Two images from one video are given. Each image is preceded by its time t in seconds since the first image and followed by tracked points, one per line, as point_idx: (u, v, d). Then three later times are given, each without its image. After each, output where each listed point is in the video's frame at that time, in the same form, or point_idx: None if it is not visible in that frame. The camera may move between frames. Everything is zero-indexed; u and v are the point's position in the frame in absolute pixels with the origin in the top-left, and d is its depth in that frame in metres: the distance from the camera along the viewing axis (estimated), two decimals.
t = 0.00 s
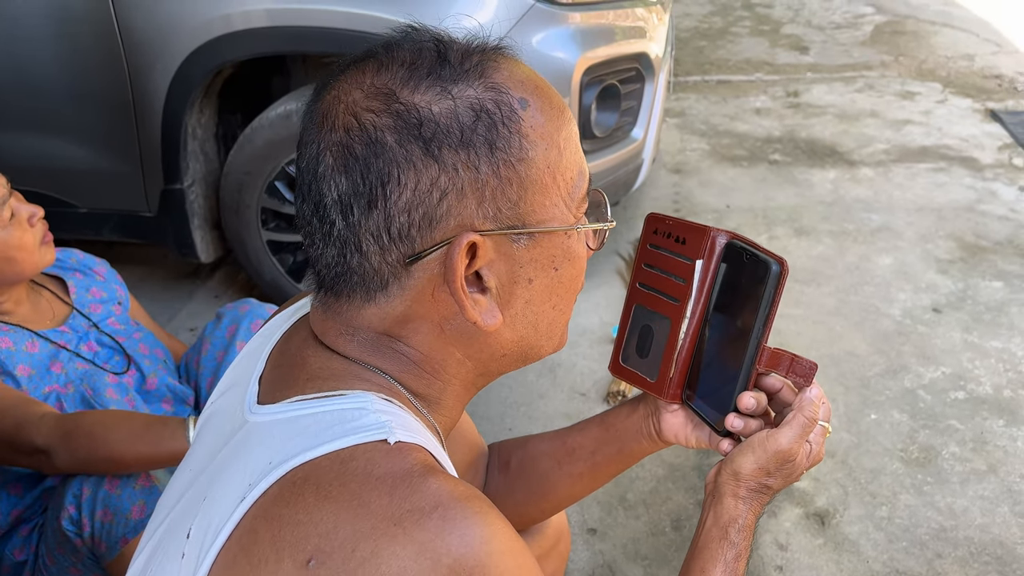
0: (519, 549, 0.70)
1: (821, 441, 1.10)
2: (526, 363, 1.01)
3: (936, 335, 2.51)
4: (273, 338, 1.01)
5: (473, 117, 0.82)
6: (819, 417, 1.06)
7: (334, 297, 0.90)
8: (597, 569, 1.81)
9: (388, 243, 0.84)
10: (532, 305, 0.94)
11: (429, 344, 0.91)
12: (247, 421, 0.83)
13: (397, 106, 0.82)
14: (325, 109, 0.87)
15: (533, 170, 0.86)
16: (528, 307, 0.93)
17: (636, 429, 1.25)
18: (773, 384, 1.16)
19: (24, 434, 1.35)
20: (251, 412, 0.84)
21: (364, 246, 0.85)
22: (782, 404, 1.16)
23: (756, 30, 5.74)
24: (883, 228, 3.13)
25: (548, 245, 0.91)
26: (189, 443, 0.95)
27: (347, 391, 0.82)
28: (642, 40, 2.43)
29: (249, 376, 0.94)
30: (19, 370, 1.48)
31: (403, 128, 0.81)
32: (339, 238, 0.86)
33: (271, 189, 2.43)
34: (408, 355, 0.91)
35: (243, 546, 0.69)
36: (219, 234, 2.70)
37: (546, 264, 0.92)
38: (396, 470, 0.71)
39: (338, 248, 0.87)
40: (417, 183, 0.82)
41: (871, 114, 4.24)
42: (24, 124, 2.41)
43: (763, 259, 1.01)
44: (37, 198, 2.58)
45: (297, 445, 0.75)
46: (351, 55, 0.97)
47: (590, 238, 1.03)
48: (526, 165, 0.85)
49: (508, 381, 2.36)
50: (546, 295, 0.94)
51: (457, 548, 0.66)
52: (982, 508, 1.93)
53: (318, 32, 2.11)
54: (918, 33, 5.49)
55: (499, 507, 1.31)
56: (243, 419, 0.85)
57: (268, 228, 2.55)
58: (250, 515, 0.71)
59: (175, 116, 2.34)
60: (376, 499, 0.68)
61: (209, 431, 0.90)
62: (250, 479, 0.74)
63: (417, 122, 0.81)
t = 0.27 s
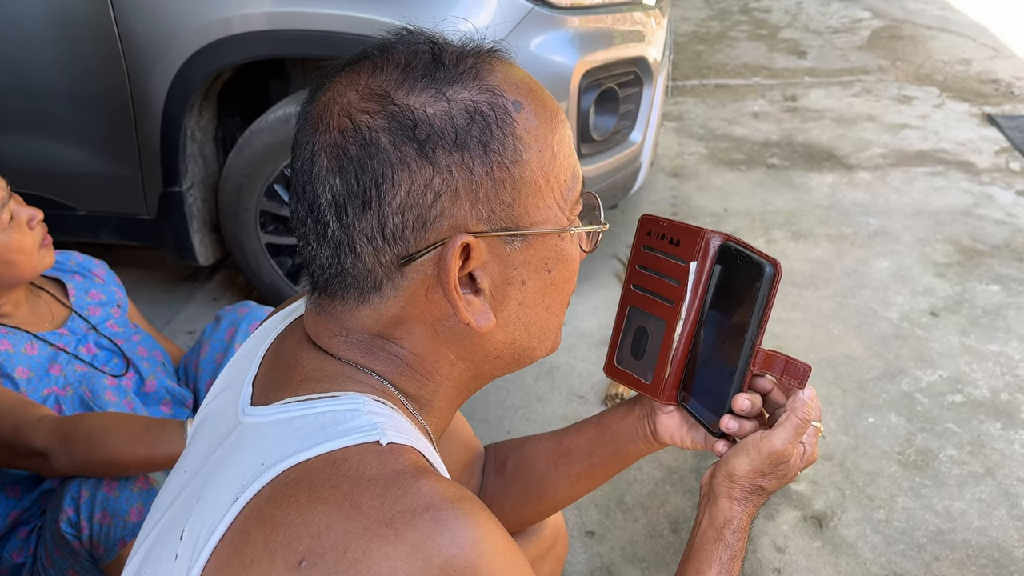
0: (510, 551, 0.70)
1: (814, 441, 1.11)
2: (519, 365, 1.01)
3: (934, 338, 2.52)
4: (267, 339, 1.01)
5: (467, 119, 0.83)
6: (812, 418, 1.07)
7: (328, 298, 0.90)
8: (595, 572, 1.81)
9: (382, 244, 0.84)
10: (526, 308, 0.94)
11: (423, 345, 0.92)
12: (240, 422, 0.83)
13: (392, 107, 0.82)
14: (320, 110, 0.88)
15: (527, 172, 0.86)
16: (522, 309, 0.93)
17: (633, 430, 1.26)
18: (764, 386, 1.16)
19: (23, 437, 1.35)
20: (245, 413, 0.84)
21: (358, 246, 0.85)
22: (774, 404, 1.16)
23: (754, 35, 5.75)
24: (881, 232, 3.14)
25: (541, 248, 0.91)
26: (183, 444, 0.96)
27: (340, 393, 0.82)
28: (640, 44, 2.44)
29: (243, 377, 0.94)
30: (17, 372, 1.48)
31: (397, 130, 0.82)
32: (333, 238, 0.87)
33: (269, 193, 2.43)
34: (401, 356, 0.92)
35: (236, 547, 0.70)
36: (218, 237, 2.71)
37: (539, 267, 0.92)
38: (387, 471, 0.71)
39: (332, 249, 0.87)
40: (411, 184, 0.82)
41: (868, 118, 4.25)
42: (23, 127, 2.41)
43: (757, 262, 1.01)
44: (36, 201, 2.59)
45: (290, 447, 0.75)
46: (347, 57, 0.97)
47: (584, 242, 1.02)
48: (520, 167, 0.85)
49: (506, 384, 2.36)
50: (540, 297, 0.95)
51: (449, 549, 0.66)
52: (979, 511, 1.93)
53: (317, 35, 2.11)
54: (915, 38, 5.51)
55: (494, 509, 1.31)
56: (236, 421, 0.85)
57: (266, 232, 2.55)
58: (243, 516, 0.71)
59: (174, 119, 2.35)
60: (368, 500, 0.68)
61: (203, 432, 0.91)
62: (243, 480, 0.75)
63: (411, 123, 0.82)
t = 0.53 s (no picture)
0: (514, 548, 0.70)
1: (817, 437, 1.10)
2: (521, 370, 1.02)
3: (934, 338, 2.52)
4: (271, 338, 1.01)
5: (469, 117, 0.83)
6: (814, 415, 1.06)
7: (330, 292, 0.91)
8: (595, 571, 1.81)
9: (382, 239, 0.85)
10: (526, 307, 0.94)
11: (424, 342, 0.92)
12: (246, 419, 0.83)
13: (394, 104, 0.83)
14: (325, 106, 0.88)
15: (529, 171, 0.86)
16: (522, 308, 0.93)
17: (635, 430, 1.25)
18: (767, 384, 1.15)
19: (24, 435, 1.35)
20: (251, 409, 0.84)
21: (358, 242, 0.86)
22: (777, 402, 1.15)
23: (753, 35, 5.76)
24: (880, 232, 3.14)
25: (543, 248, 0.90)
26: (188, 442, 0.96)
27: (345, 390, 0.82)
28: (640, 44, 2.44)
29: (249, 375, 0.94)
30: (18, 370, 1.48)
31: (398, 126, 0.82)
32: (334, 233, 0.87)
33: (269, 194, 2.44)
34: (403, 353, 0.92)
35: (242, 541, 0.70)
36: (218, 237, 2.71)
37: (541, 267, 0.92)
38: (393, 468, 0.71)
39: (334, 244, 0.87)
40: (411, 181, 0.82)
41: (868, 118, 4.25)
42: (23, 127, 2.41)
43: (758, 259, 1.02)
44: (36, 201, 2.58)
45: (295, 443, 0.75)
46: (356, 54, 0.98)
47: (587, 242, 1.02)
48: (522, 166, 0.85)
49: (506, 384, 2.36)
50: (540, 296, 0.94)
51: (454, 546, 0.66)
52: (979, 510, 1.93)
53: (318, 35, 2.12)
54: (914, 38, 5.51)
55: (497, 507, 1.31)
56: (242, 417, 0.85)
57: (267, 232, 2.55)
58: (249, 511, 0.72)
59: (175, 119, 2.35)
60: (374, 496, 0.68)
61: (209, 429, 0.91)
62: (250, 475, 0.75)
63: (412, 120, 0.82)
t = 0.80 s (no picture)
0: (526, 551, 0.66)
1: (822, 443, 1.06)
2: (529, 376, 0.99)
3: (934, 337, 2.52)
4: (280, 342, 0.97)
5: (484, 126, 0.81)
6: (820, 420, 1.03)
7: (341, 294, 0.89)
8: (595, 571, 1.81)
9: (392, 244, 0.83)
10: (535, 317, 0.91)
11: (433, 348, 0.90)
12: (254, 419, 0.80)
13: (409, 110, 0.81)
14: (342, 109, 0.87)
15: (542, 182, 0.84)
16: (530, 318, 0.91)
17: (638, 433, 1.24)
18: (771, 390, 1.10)
19: (23, 435, 1.35)
20: (259, 410, 0.80)
21: (369, 245, 0.84)
22: (781, 407, 1.11)
23: (754, 34, 5.76)
24: (880, 231, 3.14)
25: (554, 258, 0.88)
26: (194, 445, 0.93)
27: (355, 390, 0.78)
28: (640, 43, 2.44)
29: (258, 376, 0.91)
30: (17, 370, 1.48)
31: (413, 133, 0.80)
32: (346, 235, 0.86)
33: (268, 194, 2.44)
34: (411, 356, 0.89)
35: (250, 542, 0.65)
36: (218, 237, 2.71)
37: (551, 277, 0.90)
38: (402, 467, 0.67)
39: (345, 246, 0.86)
40: (424, 187, 0.81)
41: (868, 117, 4.25)
42: (23, 127, 2.41)
43: (765, 266, 0.96)
44: (35, 201, 2.59)
45: (303, 444, 0.71)
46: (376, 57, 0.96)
47: (600, 254, 1.00)
48: (535, 177, 0.83)
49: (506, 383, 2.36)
50: (550, 306, 0.92)
51: (464, 545, 0.62)
52: (978, 509, 1.93)
53: (318, 35, 2.12)
54: (914, 37, 5.51)
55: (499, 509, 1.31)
56: (250, 418, 0.81)
57: (266, 231, 2.55)
58: (258, 511, 0.67)
59: (174, 119, 2.35)
60: (383, 496, 0.64)
61: (216, 430, 0.87)
62: (258, 475, 0.70)
63: (427, 127, 0.80)
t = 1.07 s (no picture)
0: (516, 552, 0.66)
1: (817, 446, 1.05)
2: (521, 377, 0.99)
3: (933, 335, 2.52)
4: (273, 344, 0.97)
5: (469, 130, 0.80)
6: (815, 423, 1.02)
7: (329, 296, 0.89)
8: (594, 570, 1.81)
9: (377, 247, 0.83)
10: (524, 321, 0.91)
11: (422, 350, 0.89)
12: (246, 421, 0.80)
13: (395, 113, 0.81)
14: (331, 111, 0.87)
15: (529, 187, 0.83)
16: (519, 322, 0.90)
17: (633, 435, 1.24)
18: (765, 394, 1.09)
19: (21, 437, 1.36)
20: (251, 412, 0.80)
21: (355, 247, 0.84)
22: (776, 411, 1.10)
23: (754, 33, 5.75)
24: (880, 229, 3.13)
25: (541, 263, 0.87)
26: (187, 447, 0.93)
27: (346, 392, 0.78)
28: (638, 42, 2.44)
29: (250, 378, 0.91)
30: (15, 371, 1.48)
31: (397, 136, 0.80)
32: (333, 237, 0.86)
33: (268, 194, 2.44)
34: (401, 359, 0.89)
35: (241, 544, 0.65)
36: (218, 238, 2.71)
37: (538, 282, 0.89)
38: (394, 469, 0.67)
39: (332, 248, 0.86)
40: (408, 191, 0.80)
41: (868, 115, 4.25)
42: (22, 128, 2.42)
43: (760, 270, 0.95)
44: (34, 202, 2.59)
45: (292, 446, 0.71)
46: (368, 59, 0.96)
47: (591, 257, 0.99)
48: (522, 182, 0.82)
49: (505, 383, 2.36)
50: (539, 310, 0.91)
51: (455, 547, 0.62)
52: (978, 508, 1.93)
53: (317, 36, 2.12)
54: (914, 35, 5.51)
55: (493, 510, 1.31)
56: (242, 420, 0.81)
57: (265, 232, 2.55)
58: (248, 513, 0.67)
59: (173, 119, 2.35)
60: (374, 497, 0.64)
61: (208, 431, 0.87)
62: (249, 477, 0.70)
63: (412, 131, 0.80)
